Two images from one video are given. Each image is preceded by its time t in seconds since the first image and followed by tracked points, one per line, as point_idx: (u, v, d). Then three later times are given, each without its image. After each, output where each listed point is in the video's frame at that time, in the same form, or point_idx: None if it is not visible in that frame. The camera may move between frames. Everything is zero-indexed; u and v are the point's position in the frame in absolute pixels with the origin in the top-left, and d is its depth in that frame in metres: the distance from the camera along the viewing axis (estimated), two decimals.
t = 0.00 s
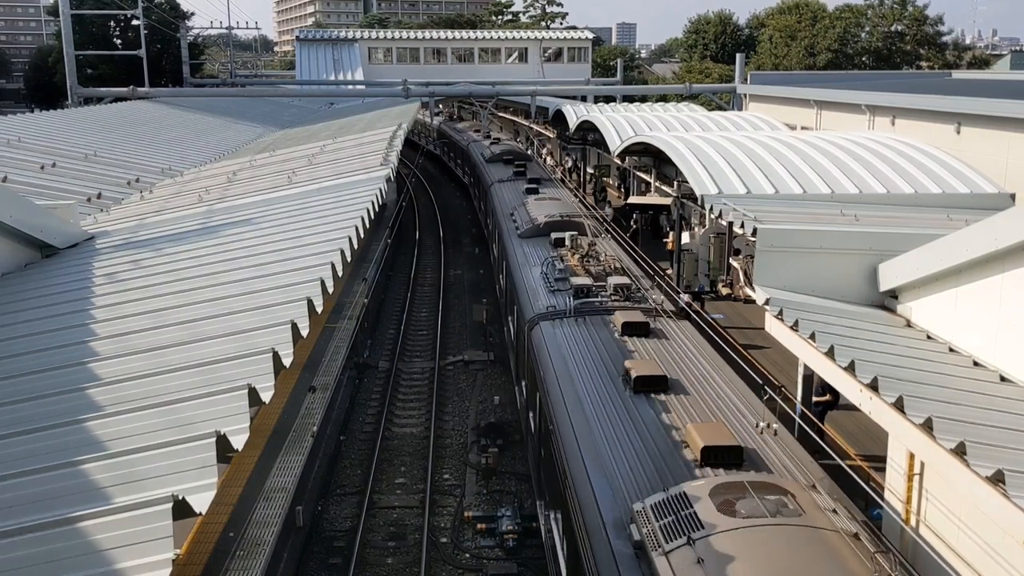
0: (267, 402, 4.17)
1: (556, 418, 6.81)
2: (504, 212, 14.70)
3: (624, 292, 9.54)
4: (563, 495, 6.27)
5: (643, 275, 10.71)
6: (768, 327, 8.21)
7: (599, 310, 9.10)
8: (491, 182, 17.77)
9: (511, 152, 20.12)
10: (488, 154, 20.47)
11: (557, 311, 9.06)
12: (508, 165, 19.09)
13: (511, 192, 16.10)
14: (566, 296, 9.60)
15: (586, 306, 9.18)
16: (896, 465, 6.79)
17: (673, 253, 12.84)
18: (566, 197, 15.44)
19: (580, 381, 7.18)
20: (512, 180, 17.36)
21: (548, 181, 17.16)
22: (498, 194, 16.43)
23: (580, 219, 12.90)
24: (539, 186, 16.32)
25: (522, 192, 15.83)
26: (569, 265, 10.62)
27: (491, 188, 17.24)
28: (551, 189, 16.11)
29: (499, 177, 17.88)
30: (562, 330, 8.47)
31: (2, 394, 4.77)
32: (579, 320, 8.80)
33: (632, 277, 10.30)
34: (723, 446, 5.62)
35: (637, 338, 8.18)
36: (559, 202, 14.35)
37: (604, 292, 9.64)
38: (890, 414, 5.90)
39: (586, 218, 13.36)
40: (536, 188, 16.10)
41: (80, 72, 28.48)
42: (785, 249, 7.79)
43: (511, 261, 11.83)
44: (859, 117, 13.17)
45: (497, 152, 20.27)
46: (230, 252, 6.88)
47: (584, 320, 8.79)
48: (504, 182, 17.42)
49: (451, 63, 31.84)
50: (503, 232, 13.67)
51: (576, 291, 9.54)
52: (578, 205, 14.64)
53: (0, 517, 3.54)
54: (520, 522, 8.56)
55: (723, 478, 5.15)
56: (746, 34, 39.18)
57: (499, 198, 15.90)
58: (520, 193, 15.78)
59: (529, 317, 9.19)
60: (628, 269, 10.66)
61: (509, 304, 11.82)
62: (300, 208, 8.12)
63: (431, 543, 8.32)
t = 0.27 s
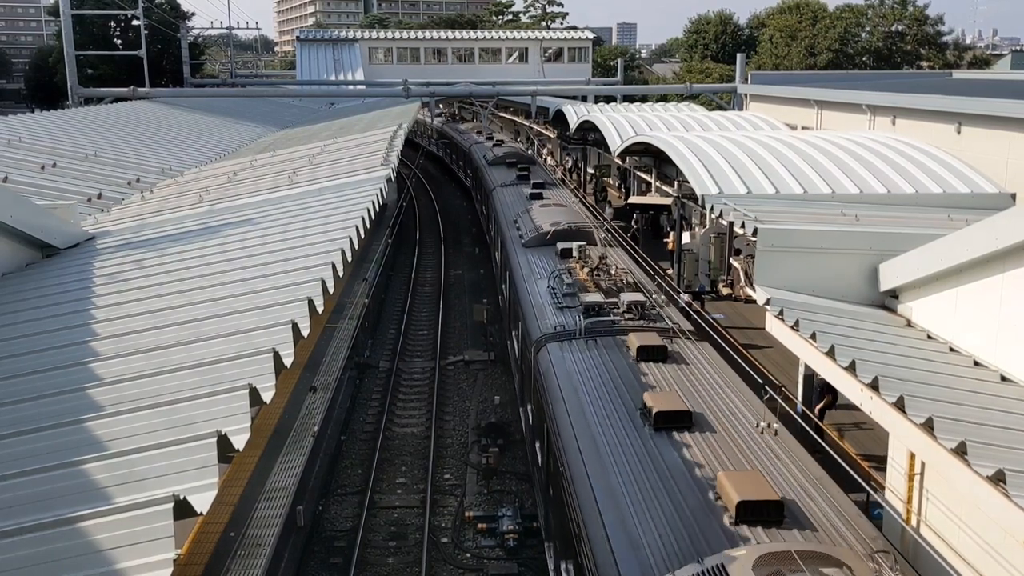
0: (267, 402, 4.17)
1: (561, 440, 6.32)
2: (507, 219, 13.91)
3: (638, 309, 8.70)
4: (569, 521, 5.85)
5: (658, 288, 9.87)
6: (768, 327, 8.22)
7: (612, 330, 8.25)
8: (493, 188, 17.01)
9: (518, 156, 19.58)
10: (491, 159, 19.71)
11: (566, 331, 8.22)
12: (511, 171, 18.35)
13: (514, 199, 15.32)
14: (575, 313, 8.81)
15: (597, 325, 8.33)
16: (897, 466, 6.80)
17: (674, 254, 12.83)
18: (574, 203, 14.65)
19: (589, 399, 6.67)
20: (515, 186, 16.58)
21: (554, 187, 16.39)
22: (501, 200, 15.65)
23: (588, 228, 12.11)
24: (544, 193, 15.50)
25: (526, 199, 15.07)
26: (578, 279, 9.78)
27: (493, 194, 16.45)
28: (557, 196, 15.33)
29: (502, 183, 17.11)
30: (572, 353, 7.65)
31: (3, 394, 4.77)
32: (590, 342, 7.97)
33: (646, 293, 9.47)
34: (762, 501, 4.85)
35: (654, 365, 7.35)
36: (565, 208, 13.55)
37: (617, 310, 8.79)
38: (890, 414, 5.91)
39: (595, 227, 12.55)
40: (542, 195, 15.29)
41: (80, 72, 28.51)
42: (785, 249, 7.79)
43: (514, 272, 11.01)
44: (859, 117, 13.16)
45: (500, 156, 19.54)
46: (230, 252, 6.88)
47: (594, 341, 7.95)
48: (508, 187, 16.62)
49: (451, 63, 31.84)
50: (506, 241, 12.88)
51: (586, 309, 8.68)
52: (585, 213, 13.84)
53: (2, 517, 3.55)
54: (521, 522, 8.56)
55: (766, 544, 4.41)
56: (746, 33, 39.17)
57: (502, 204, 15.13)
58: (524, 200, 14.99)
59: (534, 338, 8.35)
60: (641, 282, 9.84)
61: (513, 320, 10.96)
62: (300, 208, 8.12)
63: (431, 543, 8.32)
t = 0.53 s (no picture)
0: (267, 401, 4.17)
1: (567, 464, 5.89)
2: (510, 226, 13.22)
3: (654, 328, 8.02)
4: (575, 548, 5.51)
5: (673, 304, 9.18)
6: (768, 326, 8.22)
7: (626, 352, 7.55)
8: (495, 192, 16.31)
9: (523, 160, 18.94)
10: (493, 163, 19.01)
11: (576, 353, 7.52)
12: (514, 175, 17.66)
13: (518, 203, 14.64)
14: (585, 333, 8.11)
15: (610, 346, 7.65)
16: (898, 465, 6.80)
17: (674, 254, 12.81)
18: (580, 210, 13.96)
19: (598, 420, 6.24)
20: (518, 190, 15.90)
21: (560, 192, 15.72)
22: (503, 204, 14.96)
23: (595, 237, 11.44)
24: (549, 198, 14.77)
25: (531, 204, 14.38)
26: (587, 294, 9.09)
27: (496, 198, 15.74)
28: (562, 201, 14.63)
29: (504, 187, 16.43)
30: (583, 379, 7.00)
31: (3, 394, 4.77)
32: (602, 366, 7.30)
33: (660, 310, 8.80)
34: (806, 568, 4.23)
35: (674, 395, 6.70)
36: (572, 214, 12.87)
37: (630, 330, 8.12)
38: (890, 413, 5.91)
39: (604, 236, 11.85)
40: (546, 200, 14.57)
41: (80, 72, 28.52)
42: (786, 249, 7.79)
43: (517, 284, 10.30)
44: (859, 117, 13.16)
45: (503, 160, 18.86)
46: (230, 252, 6.88)
47: (607, 367, 7.26)
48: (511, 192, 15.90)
49: (451, 62, 31.83)
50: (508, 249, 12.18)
51: (597, 328, 7.98)
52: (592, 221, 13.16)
53: (2, 517, 3.54)
54: (521, 522, 8.55)
55: None
56: (747, 33, 39.15)
57: (505, 210, 14.43)
58: (528, 205, 14.29)
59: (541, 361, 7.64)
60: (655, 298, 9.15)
61: (517, 334, 10.26)
62: (300, 208, 8.12)
63: (432, 543, 8.31)
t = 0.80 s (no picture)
0: (267, 401, 4.17)
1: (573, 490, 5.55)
2: (512, 234, 12.59)
3: (671, 351, 7.38)
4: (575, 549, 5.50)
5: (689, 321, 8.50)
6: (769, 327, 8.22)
7: (642, 379, 6.89)
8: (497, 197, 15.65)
9: (525, 163, 18.22)
10: (495, 166, 18.29)
11: (588, 380, 6.86)
12: (518, 178, 17.00)
13: (522, 209, 13.99)
14: (596, 356, 7.45)
15: (625, 371, 6.99)
16: (898, 465, 6.81)
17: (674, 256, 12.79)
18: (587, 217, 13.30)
19: (608, 442, 5.86)
20: (521, 195, 15.25)
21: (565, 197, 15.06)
22: (505, 209, 14.31)
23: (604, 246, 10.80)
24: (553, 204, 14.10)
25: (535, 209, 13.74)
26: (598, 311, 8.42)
27: (498, 203, 15.10)
28: (568, 206, 13.97)
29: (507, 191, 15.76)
30: (596, 411, 6.36)
31: (3, 394, 4.77)
32: (616, 395, 6.64)
33: (677, 329, 8.14)
34: None
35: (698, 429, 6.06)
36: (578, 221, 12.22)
37: (645, 353, 7.50)
38: (891, 413, 5.91)
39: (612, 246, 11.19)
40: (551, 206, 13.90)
41: (81, 72, 28.52)
42: (786, 249, 7.79)
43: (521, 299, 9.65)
44: (860, 117, 13.16)
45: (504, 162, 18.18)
46: (231, 252, 6.87)
47: (622, 397, 6.59)
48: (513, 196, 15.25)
49: (451, 62, 31.83)
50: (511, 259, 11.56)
51: (610, 351, 7.31)
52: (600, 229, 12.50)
53: (2, 517, 3.54)
54: (521, 522, 8.55)
55: None
56: (747, 33, 39.12)
57: (508, 216, 13.78)
58: (534, 211, 13.63)
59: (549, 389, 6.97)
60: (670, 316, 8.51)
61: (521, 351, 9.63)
62: (300, 208, 8.13)
63: (432, 543, 8.31)
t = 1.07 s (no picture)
0: (268, 401, 4.17)
1: (583, 521, 5.20)
2: (515, 242, 11.97)
3: (692, 378, 6.76)
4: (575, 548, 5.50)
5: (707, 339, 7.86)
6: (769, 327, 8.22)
7: (661, 409, 6.29)
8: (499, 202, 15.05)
9: (527, 168, 17.82)
10: (496, 168, 17.90)
11: (601, 411, 6.26)
12: (520, 181, 16.40)
13: (525, 215, 13.37)
14: (609, 380, 6.84)
15: (642, 400, 6.38)
16: (899, 465, 6.80)
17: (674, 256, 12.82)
18: (593, 224, 12.71)
19: (623, 477, 5.40)
20: (524, 199, 14.63)
21: (569, 201, 14.49)
22: (507, 215, 13.70)
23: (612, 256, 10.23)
24: (557, 210, 13.50)
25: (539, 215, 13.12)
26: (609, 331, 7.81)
27: (499, 207, 14.50)
28: (572, 212, 13.39)
29: (509, 195, 15.15)
30: (609, 448, 5.77)
31: (3, 394, 4.77)
32: (634, 429, 6.03)
33: (695, 350, 7.54)
34: None
35: (726, 471, 5.47)
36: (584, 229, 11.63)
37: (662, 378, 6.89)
38: (892, 413, 5.90)
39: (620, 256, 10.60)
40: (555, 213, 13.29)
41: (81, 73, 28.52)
42: (786, 249, 7.79)
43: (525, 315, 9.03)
44: (860, 117, 13.16)
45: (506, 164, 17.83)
46: (231, 253, 6.87)
47: (640, 432, 5.98)
48: (516, 201, 14.64)
49: (452, 62, 31.83)
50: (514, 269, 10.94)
51: (625, 377, 6.71)
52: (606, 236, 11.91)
53: (3, 517, 3.54)
54: (522, 522, 8.55)
55: None
56: (747, 33, 39.10)
57: (510, 222, 13.16)
58: (537, 217, 13.01)
59: (558, 420, 6.36)
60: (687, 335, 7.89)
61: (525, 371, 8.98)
62: (301, 208, 8.13)
63: (432, 543, 8.31)
